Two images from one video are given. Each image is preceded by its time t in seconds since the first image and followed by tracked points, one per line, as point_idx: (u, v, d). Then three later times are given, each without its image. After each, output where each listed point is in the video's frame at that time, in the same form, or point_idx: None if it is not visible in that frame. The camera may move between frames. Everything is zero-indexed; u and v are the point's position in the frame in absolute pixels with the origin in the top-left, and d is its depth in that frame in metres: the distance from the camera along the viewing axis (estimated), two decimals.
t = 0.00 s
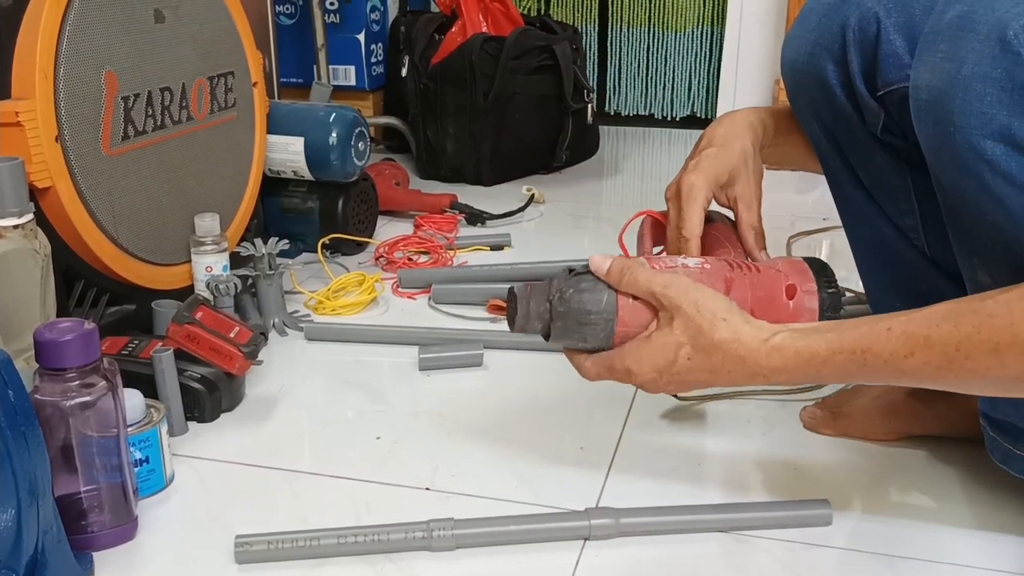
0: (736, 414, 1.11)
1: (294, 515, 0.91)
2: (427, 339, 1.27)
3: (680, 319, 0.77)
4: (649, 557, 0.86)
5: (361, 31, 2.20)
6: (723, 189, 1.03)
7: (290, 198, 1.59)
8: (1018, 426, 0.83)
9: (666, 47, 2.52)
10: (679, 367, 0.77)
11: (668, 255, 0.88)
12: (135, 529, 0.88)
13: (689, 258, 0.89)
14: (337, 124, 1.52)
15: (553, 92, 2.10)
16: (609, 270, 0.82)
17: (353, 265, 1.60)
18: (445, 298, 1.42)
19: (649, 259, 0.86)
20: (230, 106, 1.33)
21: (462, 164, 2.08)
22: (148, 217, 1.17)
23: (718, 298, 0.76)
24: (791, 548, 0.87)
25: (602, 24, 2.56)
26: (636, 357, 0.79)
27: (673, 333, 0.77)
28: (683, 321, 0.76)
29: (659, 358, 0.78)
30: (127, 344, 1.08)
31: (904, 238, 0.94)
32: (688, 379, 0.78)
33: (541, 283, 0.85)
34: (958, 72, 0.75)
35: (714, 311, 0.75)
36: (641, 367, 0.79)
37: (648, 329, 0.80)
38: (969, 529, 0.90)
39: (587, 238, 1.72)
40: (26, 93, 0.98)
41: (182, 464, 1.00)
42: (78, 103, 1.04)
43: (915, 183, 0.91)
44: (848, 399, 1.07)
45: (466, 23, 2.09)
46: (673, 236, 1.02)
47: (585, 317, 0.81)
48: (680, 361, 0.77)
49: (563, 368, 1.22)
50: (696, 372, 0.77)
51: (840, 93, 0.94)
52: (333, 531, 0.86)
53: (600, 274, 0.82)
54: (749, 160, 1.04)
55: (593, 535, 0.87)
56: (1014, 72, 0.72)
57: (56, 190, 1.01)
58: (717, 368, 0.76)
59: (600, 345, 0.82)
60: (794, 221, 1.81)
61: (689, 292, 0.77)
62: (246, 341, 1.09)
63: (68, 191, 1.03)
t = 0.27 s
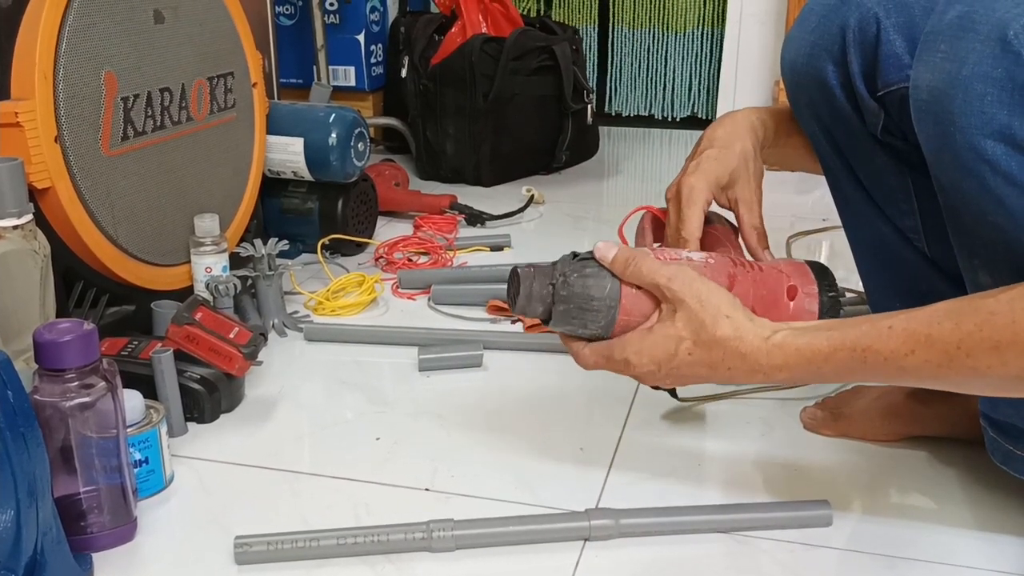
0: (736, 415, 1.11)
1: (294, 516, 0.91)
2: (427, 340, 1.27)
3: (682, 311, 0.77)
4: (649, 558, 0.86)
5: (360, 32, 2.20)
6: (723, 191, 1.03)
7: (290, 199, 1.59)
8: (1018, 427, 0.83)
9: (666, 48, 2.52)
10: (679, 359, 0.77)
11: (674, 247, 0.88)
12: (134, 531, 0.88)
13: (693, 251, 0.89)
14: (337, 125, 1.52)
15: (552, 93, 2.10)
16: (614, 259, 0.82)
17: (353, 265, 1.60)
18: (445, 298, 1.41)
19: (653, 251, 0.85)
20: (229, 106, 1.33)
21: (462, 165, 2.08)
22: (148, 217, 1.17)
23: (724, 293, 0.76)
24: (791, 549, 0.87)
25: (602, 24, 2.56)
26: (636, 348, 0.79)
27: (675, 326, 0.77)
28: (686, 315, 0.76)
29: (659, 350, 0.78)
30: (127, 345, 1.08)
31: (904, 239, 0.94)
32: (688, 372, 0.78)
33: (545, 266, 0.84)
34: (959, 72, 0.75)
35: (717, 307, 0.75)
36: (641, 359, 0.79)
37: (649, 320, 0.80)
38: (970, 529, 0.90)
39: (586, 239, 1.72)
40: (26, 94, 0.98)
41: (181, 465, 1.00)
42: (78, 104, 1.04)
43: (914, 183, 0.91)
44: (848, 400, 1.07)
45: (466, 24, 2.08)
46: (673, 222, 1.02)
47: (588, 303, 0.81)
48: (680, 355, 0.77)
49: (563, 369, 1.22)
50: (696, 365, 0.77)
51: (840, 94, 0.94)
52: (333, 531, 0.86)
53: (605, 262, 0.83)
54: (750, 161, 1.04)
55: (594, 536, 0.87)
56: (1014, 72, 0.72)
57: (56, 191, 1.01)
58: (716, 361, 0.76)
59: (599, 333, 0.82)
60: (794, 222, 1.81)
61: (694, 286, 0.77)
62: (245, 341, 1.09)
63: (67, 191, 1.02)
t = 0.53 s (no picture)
0: (736, 416, 1.11)
1: (293, 517, 0.91)
2: (426, 341, 1.27)
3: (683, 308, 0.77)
4: (648, 559, 0.86)
5: (360, 32, 2.20)
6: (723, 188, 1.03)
7: (289, 199, 1.59)
8: (1018, 427, 0.83)
9: (666, 49, 2.52)
10: (680, 358, 0.77)
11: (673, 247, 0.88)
12: (133, 532, 0.88)
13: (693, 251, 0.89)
14: (337, 125, 1.52)
15: (552, 94, 2.10)
16: (617, 255, 0.81)
17: (353, 266, 1.60)
18: (444, 299, 1.41)
19: (654, 250, 0.85)
20: (229, 107, 1.33)
21: (462, 165, 2.07)
22: (147, 218, 1.17)
23: (724, 292, 0.76)
24: (790, 550, 0.87)
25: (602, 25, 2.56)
26: (636, 346, 0.79)
27: (675, 326, 0.77)
28: (687, 313, 0.76)
29: (659, 348, 0.78)
30: (126, 346, 1.08)
31: (903, 239, 0.94)
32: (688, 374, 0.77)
33: (546, 260, 0.84)
34: (958, 72, 0.75)
35: (718, 305, 0.75)
36: (641, 356, 0.79)
37: (649, 317, 0.80)
38: (969, 530, 0.90)
39: (586, 240, 1.72)
40: (25, 94, 0.98)
41: (181, 465, 1.00)
42: (77, 104, 1.04)
43: (914, 183, 0.91)
44: (848, 401, 1.07)
45: (466, 25, 2.08)
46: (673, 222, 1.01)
47: (589, 299, 0.81)
48: (680, 353, 0.77)
49: (562, 370, 1.22)
50: (695, 366, 0.77)
51: (840, 94, 0.94)
52: (332, 533, 0.86)
53: (606, 258, 0.82)
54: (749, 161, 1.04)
55: (593, 537, 0.87)
56: (1014, 72, 0.72)
57: (55, 191, 1.01)
58: (716, 362, 0.75)
59: (599, 329, 0.82)
60: (794, 223, 1.81)
61: (696, 284, 0.77)
62: (245, 342, 1.09)
63: (66, 192, 1.02)
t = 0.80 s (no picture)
0: (735, 417, 1.11)
1: (292, 518, 0.91)
2: (425, 342, 1.27)
3: (676, 320, 0.76)
4: (647, 560, 0.86)
5: (360, 33, 2.20)
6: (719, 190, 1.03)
7: (289, 201, 1.59)
8: (1017, 429, 0.83)
9: (666, 50, 2.52)
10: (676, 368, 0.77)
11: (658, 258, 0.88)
12: (132, 534, 0.88)
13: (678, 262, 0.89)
14: (336, 126, 1.52)
15: (552, 95, 2.10)
16: (601, 277, 0.80)
17: (352, 267, 1.60)
18: (444, 300, 1.41)
19: (638, 261, 0.86)
20: (228, 108, 1.33)
21: (461, 166, 2.07)
22: (147, 219, 1.17)
23: (713, 299, 0.76)
24: (789, 551, 0.87)
25: (602, 25, 2.56)
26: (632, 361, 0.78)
27: (669, 334, 0.76)
28: (680, 323, 0.76)
29: (655, 360, 0.77)
30: (125, 347, 1.08)
31: (903, 240, 0.94)
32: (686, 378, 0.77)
33: (531, 289, 0.82)
34: (958, 73, 0.75)
35: (709, 312, 0.75)
36: (638, 371, 0.78)
37: (642, 333, 0.79)
38: (968, 532, 0.90)
39: (586, 241, 1.72)
40: (24, 95, 0.98)
41: (179, 467, 0.99)
42: (76, 105, 1.04)
43: (913, 184, 0.91)
44: (847, 402, 1.07)
45: (465, 26, 2.09)
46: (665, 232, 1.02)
47: (578, 324, 0.80)
48: (676, 364, 0.76)
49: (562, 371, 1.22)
50: (694, 368, 0.76)
51: (840, 96, 0.94)
52: (330, 534, 0.86)
53: (590, 280, 0.81)
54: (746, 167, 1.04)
55: (592, 539, 0.87)
56: (1013, 73, 0.72)
57: (54, 192, 1.01)
58: (714, 364, 0.75)
59: (593, 350, 0.81)
60: (794, 224, 1.81)
61: (684, 294, 0.77)
62: (244, 343, 1.09)
63: (65, 193, 1.02)
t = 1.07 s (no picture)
0: (735, 417, 1.11)
1: (291, 519, 0.91)
2: (425, 342, 1.27)
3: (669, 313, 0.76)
4: (646, 561, 0.85)
5: (360, 34, 2.20)
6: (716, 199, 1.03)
7: (288, 201, 1.59)
8: (1017, 429, 0.83)
9: (666, 50, 2.52)
10: (672, 361, 0.76)
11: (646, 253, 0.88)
12: (131, 534, 0.88)
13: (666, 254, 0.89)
14: (336, 127, 1.52)
15: (552, 95, 2.10)
16: (590, 276, 0.80)
17: (351, 267, 1.60)
18: (443, 300, 1.41)
19: (625, 257, 0.85)
20: (228, 108, 1.33)
21: (461, 167, 2.07)
22: (146, 219, 1.17)
23: (706, 291, 0.76)
24: (789, 552, 0.87)
25: (602, 25, 2.56)
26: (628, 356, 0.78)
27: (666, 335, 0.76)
28: (672, 317, 0.76)
29: (651, 354, 0.77)
30: (124, 348, 1.08)
31: (902, 241, 0.94)
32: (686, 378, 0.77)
33: (520, 295, 0.82)
34: (960, 74, 0.75)
35: (703, 303, 0.75)
36: (634, 365, 0.77)
37: (635, 328, 0.79)
38: (968, 532, 0.90)
39: (586, 241, 1.72)
40: (23, 95, 0.98)
41: (178, 467, 0.99)
42: (75, 105, 1.04)
43: (912, 185, 0.91)
44: (848, 402, 1.07)
45: (465, 26, 2.09)
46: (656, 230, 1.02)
47: (569, 324, 0.79)
48: (672, 357, 0.76)
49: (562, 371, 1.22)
50: (693, 368, 0.76)
51: (839, 98, 0.94)
52: (330, 534, 0.86)
53: (578, 280, 0.80)
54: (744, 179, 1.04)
55: (591, 539, 0.87)
56: (1014, 74, 0.72)
57: (53, 192, 1.01)
58: (714, 364, 0.75)
59: (588, 350, 0.80)
60: (794, 225, 1.81)
61: (675, 287, 0.77)
62: (243, 344, 1.08)
63: (65, 193, 1.02)
